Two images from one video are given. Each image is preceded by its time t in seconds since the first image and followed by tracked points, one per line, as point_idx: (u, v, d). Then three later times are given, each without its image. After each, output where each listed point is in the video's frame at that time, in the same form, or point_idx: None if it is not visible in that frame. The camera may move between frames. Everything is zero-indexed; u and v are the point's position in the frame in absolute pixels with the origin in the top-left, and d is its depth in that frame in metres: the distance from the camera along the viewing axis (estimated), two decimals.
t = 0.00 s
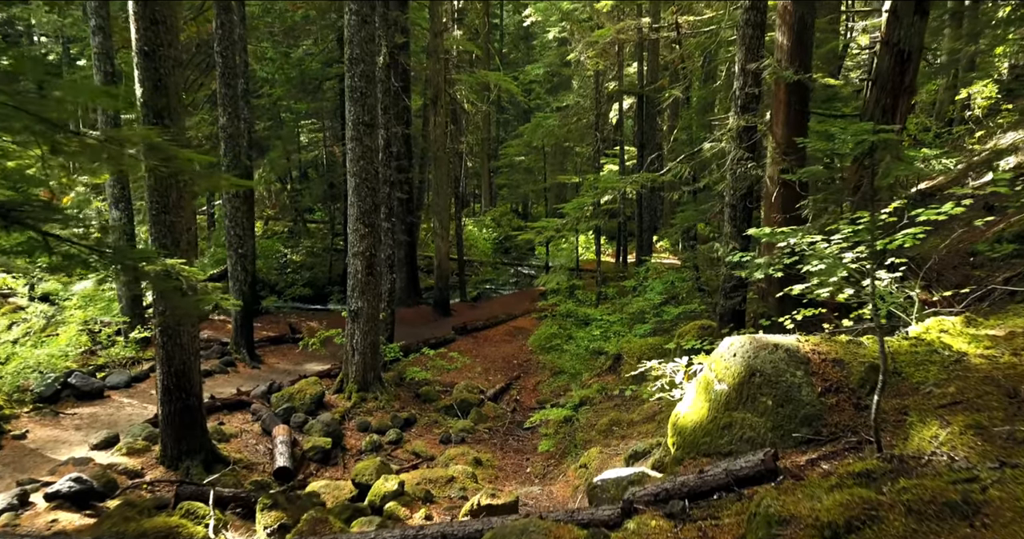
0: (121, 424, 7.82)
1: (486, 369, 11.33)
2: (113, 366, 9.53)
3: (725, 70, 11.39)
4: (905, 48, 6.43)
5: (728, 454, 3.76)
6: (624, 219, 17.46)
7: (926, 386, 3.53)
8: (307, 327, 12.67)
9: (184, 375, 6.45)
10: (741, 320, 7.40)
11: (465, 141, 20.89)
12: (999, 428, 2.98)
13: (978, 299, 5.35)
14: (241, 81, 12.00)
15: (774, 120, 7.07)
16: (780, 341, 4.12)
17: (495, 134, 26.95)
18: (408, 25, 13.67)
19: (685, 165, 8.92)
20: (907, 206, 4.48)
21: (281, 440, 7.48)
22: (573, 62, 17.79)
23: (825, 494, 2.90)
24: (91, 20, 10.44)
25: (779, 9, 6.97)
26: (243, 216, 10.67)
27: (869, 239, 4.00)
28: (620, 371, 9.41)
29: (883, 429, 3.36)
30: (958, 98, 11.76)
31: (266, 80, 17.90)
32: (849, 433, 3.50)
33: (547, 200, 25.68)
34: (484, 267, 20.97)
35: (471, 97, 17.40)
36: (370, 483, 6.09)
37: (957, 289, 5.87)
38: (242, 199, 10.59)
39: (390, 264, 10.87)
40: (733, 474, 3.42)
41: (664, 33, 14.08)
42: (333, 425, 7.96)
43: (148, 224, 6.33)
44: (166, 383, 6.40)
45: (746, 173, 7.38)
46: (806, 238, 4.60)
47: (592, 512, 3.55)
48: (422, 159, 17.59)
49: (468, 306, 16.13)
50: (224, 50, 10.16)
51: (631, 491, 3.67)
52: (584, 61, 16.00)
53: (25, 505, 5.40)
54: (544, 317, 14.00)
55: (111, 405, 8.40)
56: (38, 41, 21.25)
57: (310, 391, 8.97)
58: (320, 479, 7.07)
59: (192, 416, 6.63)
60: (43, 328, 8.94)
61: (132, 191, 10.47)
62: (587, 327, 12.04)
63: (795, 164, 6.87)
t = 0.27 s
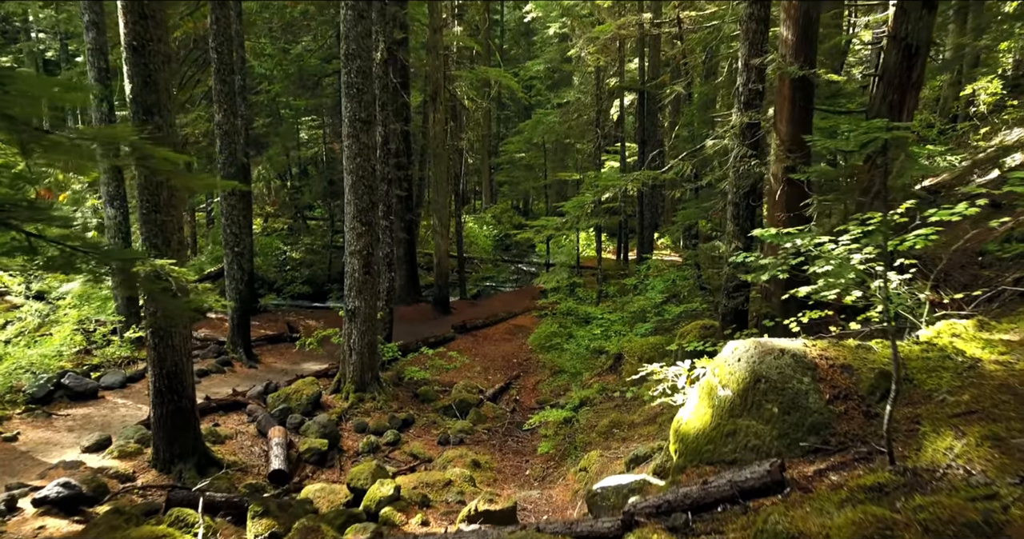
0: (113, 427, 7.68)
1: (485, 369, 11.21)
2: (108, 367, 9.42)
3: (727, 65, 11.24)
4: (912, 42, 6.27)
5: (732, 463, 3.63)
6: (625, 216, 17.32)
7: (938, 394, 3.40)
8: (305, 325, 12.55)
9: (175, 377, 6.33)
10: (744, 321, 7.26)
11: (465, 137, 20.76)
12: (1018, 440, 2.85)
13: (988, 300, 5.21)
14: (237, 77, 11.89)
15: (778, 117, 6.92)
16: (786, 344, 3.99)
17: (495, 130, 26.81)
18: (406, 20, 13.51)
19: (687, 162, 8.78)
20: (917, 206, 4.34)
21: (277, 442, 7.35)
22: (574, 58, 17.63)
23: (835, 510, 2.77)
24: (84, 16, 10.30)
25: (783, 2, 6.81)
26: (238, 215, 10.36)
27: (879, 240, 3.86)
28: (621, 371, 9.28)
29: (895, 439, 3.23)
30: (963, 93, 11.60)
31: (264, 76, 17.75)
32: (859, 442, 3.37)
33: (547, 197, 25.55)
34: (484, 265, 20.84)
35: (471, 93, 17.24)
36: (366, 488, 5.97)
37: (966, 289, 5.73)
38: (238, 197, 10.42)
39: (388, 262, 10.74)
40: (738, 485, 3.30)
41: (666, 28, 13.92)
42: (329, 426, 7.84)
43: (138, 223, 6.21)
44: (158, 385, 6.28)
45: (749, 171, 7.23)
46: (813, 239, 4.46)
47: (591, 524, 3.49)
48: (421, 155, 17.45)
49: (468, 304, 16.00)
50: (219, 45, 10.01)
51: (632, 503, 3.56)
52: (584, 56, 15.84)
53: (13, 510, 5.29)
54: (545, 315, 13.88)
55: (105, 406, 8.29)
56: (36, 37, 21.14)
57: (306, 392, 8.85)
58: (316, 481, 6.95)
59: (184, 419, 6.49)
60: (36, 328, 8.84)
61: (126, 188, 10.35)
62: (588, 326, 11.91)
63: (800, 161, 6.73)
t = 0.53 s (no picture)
0: (105, 431, 7.43)
1: (484, 372, 11.04)
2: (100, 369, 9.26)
3: (730, 64, 11.06)
4: (922, 39, 6.10)
5: (739, 478, 3.47)
6: (626, 216, 17.16)
7: (955, 409, 3.24)
8: (302, 327, 12.39)
9: (165, 382, 6.14)
10: (748, 325, 7.09)
11: (464, 135, 20.57)
12: None
13: (1001, 306, 5.05)
14: (234, 75, 11.73)
15: (783, 116, 6.76)
16: (794, 354, 3.82)
17: (495, 128, 26.64)
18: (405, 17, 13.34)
19: (689, 162, 8.60)
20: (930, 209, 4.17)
21: (270, 447, 7.19)
22: (574, 56, 17.46)
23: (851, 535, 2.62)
24: (77, 12, 10.13)
25: None
26: (234, 215, 10.24)
27: (894, 244, 3.69)
28: (621, 375, 9.12)
29: (911, 457, 3.08)
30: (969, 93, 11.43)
31: (261, 74, 17.58)
32: (872, 458, 3.21)
33: (548, 196, 25.37)
34: (484, 264, 20.68)
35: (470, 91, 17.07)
36: (360, 497, 5.82)
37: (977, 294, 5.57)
38: (233, 197, 10.27)
39: (385, 262, 10.58)
40: (745, 504, 3.14)
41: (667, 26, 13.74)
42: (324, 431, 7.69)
43: (127, 224, 6.03)
44: (147, 391, 6.11)
45: (754, 170, 7.05)
46: (822, 243, 4.29)
47: None
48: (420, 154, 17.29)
49: (466, 305, 15.83)
50: (213, 42, 9.83)
51: (633, 521, 3.40)
52: (585, 54, 15.67)
53: None
54: (545, 316, 13.72)
55: (95, 409, 8.12)
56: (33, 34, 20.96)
57: (301, 395, 8.69)
58: (310, 489, 6.80)
59: (175, 424, 6.31)
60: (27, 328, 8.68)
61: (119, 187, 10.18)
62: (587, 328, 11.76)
63: (806, 162, 6.56)
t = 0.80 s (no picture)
0: (92, 439, 7.24)
1: (482, 376, 10.87)
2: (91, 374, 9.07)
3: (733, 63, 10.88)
4: (932, 37, 5.90)
5: (745, 498, 3.28)
6: (627, 217, 16.99)
7: (976, 428, 3.06)
8: (297, 330, 12.20)
9: (152, 390, 5.95)
10: (752, 331, 6.91)
11: (464, 135, 20.40)
12: None
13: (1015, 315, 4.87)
14: (228, 75, 11.56)
15: (788, 116, 6.57)
16: (803, 365, 3.63)
17: (494, 128, 26.46)
18: (403, 17, 13.13)
19: (692, 163, 8.42)
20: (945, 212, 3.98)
21: (262, 456, 6.99)
22: (575, 55, 17.27)
23: None
24: (68, 10, 9.93)
25: None
26: (227, 217, 10.08)
27: (910, 250, 3.49)
28: (622, 380, 8.93)
29: (930, 478, 2.90)
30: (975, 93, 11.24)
31: (258, 73, 17.37)
32: (888, 479, 3.03)
33: (548, 196, 25.20)
34: (483, 265, 20.51)
35: (469, 90, 16.88)
36: (352, 511, 5.64)
37: (989, 302, 5.39)
38: (226, 198, 10.12)
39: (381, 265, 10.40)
40: (754, 529, 2.95)
41: (669, 24, 13.55)
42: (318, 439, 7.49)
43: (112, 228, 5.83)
44: (133, 399, 5.91)
45: (758, 172, 6.86)
46: (831, 248, 4.09)
47: None
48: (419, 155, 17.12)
49: (464, 307, 15.66)
50: (207, 40, 9.62)
51: None
52: (586, 53, 15.48)
53: None
54: (544, 319, 13.54)
55: (83, 416, 7.92)
56: (30, 33, 20.78)
57: (294, 401, 8.50)
58: (302, 499, 6.62)
59: (162, 433, 6.12)
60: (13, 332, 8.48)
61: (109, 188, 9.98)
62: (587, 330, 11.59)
63: (812, 164, 6.38)
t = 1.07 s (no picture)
0: (82, 445, 7.10)
1: (480, 380, 10.73)
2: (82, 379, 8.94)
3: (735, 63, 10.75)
4: (940, 36, 5.76)
5: (751, 515, 3.15)
6: (627, 218, 16.86)
7: (994, 444, 2.93)
8: (293, 332, 12.07)
9: (142, 397, 5.82)
10: (755, 337, 6.77)
11: (463, 136, 20.28)
12: None
13: None
14: (224, 74, 11.44)
15: (792, 117, 6.44)
16: (811, 376, 3.49)
17: (494, 128, 26.34)
18: (400, 16, 12.99)
19: (693, 165, 8.29)
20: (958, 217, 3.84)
21: (255, 463, 6.85)
22: (575, 55, 17.14)
23: None
24: (60, 9, 9.80)
25: None
26: (222, 219, 9.97)
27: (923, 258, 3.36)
28: (622, 385, 8.80)
29: (946, 497, 2.77)
30: (980, 93, 11.11)
31: (256, 73, 17.25)
32: (902, 498, 2.89)
33: (548, 197, 25.07)
34: (483, 267, 20.38)
35: (468, 90, 16.74)
36: (346, 521, 5.51)
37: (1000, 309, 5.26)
38: (220, 200, 10.01)
39: (379, 267, 10.27)
40: None
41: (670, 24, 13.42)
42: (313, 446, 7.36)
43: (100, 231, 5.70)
44: (122, 406, 5.78)
45: (760, 174, 6.73)
46: (839, 254, 3.95)
47: None
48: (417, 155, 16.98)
49: (462, 309, 15.52)
50: (201, 40, 9.48)
51: None
52: (586, 53, 15.35)
53: None
54: (543, 322, 13.41)
55: (74, 422, 7.79)
56: (26, 33, 20.67)
57: (289, 406, 8.36)
58: (296, 507, 6.48)
59: (152, 442, 5.99)
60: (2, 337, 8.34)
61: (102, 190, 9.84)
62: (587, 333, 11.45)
63: (816, 166, 6.24)
